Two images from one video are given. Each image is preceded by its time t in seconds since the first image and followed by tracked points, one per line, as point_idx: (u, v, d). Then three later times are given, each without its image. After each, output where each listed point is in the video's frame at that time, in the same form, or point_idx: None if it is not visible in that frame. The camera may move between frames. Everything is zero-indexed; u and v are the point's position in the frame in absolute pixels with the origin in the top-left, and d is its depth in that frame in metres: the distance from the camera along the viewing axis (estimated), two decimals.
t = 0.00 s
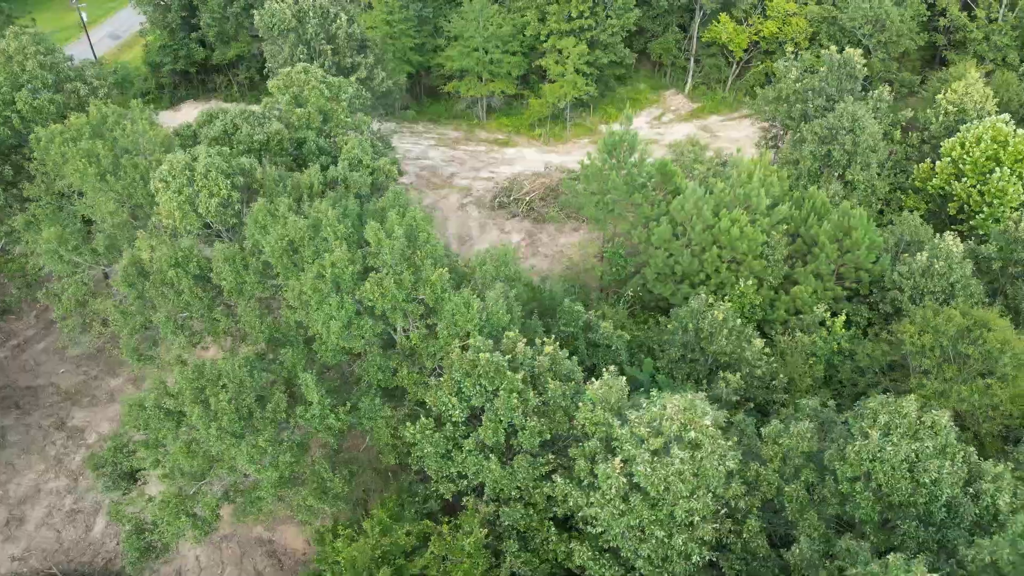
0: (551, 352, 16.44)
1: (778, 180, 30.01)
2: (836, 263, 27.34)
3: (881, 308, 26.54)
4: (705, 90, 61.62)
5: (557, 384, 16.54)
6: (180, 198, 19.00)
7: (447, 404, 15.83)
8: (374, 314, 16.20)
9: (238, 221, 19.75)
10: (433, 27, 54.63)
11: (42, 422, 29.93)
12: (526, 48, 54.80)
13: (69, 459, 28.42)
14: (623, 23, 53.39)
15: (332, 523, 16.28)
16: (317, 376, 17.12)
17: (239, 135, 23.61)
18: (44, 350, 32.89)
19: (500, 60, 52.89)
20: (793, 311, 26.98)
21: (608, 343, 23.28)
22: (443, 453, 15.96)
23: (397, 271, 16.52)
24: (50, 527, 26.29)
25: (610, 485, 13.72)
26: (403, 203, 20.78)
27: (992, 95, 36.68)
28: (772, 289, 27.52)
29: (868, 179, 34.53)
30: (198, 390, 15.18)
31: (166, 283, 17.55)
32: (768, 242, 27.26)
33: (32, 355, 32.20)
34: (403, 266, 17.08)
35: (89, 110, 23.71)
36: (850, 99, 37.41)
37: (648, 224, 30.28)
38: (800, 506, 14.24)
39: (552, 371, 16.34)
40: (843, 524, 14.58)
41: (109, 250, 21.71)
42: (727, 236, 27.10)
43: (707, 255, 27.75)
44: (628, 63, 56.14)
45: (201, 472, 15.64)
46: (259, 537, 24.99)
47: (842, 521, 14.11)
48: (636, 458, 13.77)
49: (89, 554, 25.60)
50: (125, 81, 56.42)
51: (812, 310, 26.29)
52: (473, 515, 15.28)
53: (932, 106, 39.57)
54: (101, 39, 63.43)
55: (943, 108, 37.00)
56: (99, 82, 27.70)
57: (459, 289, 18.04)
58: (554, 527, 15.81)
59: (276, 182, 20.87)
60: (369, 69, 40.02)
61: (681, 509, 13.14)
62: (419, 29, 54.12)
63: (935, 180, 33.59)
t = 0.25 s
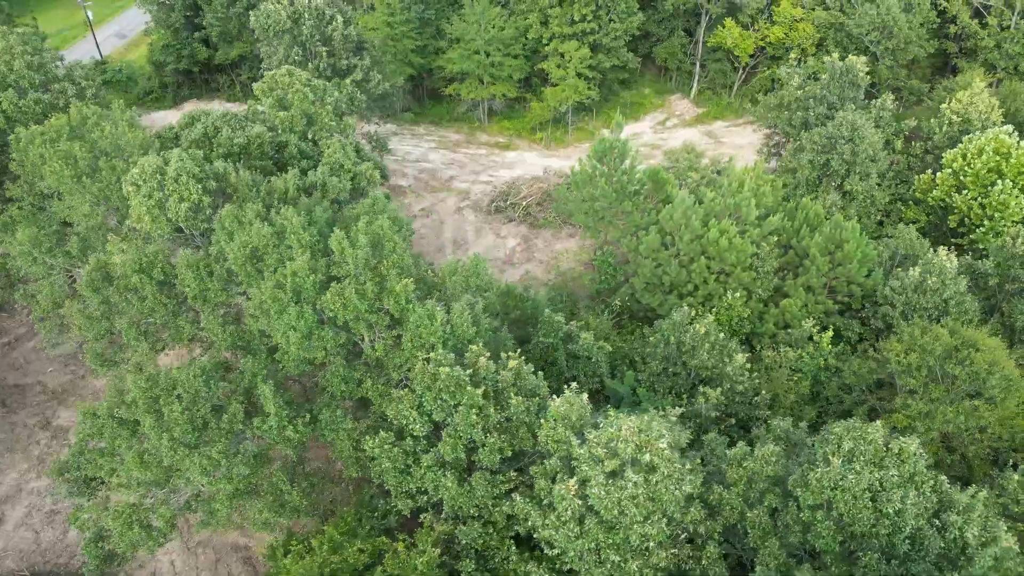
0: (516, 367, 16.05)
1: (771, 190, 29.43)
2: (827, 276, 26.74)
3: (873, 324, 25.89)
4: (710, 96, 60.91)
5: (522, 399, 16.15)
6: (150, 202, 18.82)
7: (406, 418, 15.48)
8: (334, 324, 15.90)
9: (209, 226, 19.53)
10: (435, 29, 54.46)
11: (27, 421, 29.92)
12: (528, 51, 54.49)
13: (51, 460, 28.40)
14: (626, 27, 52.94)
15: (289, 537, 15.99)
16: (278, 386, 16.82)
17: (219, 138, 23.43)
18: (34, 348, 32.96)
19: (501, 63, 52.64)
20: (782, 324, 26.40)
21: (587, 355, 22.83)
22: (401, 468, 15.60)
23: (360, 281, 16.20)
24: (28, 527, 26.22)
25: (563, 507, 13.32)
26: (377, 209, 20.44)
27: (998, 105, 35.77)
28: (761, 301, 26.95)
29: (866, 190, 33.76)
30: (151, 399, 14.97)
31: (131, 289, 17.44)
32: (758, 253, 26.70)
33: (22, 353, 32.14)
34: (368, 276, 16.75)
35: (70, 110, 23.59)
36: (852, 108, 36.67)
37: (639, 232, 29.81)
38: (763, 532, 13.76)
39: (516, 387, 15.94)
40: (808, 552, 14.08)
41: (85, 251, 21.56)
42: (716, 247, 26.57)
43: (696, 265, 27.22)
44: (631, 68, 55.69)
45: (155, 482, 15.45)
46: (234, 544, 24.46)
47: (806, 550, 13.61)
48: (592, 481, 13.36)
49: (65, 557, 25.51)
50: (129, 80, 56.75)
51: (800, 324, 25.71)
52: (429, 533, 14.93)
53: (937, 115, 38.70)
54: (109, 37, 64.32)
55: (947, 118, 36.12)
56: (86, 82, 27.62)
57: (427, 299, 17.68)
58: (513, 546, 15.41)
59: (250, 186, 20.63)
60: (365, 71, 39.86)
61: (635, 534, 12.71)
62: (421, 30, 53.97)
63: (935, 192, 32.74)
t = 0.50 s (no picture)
0: (472, 384, 15.60)
1: (762, 202, 28.79)
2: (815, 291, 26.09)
3: (861, 341, 25.17)
4: (716, 102, 60.04)
5: (478, 417, 15.73)
6: (115, 206, 18.56)
7: (358, 435, 15.10)
8: (288, 335, 15.56)
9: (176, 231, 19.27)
10: (436, 31, 54.30)
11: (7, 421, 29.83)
12: (529, 55, 54.09)
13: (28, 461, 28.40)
14: (629, 32, 52.38)
15: (237, 552, 15.67)
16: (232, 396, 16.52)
17: (195, 141, 23.24)
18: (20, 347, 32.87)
19: (501, 67, 52.35)
20: (768, 340, 25.76)
21: (562, 368, 22.36)
22: (351, 485, 15.22)
23: (315, 291, 15.87)
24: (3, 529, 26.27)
25: (507, 534, 12.93)
26: (346, 217, 20.07)
27: (1004, 117, 34.68)
28: (747, 316, 26.36)
29: (863, 203, 32.90)
30: (98, 411, 14.90)
31: (89, 297, 17.49)
32: (744, 266, 26.10)
33: (8, 351, 31.25)
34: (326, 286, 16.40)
35: (48, 111, 23.52)
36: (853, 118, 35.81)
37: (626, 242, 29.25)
38: (715, 565, 13.32)
39: (471, 405, 15.50)
40: None
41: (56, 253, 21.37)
42: (701, 259, 26.00)
43: (682, 278, 26.62)
44: (634, 73, 55.16)
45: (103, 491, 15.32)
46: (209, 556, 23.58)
47: None
48: (536, 507, 12.89)
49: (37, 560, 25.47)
50: (134, 79, 57.24)
51: (786, 341, 25.09)
52: (374, 553, 14.54)
53: (942, 126, 37.66)
54: (117, 35, 64.70)
55: (951, 130, 35.08)
56: (71, 82, 27.57)
57: (388, 311, 17.29)
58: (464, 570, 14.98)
59: (219, 190, 20.33)
60: (360, 74, 39.68)
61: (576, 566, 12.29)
62: (423, 32, 53.82)
63: (935, 206, 31.76)
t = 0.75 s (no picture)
0: (431, 399, 15.20)
1: (754, 212, 28.22)
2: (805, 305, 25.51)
3: (850, 358, 24.51)
4: (722, 107, 59.21)
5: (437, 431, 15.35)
6: (85, 208, 18.44)
7: (313, 448, 14.79)
8: (247, 344, 15.30)
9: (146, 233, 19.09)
10: (439, 33, 54.15)
11: None
12: (532, 58, 53.74)
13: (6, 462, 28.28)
14: (633, 35, 51.86)
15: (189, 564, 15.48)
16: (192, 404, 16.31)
17: (176, 143, 23.10)
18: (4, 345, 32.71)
19: (503, 69, 52.10)
20: (756, 354, 25.20)
21: (539, 380, 21.94)
22: (305, 499, 14.91)
23: (275, 300, 15.58)
24: None
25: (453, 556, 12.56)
26: (319, 223, 19.74)
27: (1010, 128, 33.71)
28: (735, 328, 25.82)
29: (862, 214, 32.05)
30: (52, 417, 14.89)
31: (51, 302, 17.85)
32: (732, 278, 25.58)
33: None
34: (288, 294, 16.11)
35: (31, 110, 23.50)
36: (854, 126, 35.00)
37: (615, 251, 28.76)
38: None
39: (430, 420, 15.11)
40: None
41: (31, 253, 21.32)
42: (688, 270, 25.52)
43: (668, 289, 26.10)
44: (638, 77, 54.70)
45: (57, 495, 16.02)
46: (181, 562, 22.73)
47: None
48: (484, 529, 12.49)
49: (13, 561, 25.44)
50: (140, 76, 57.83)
51: (772, 355, 24.53)
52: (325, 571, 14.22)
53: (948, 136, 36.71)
54: (126, 34, 65.47)
55: (956, 140, 34.12)
56: (60, 81, 27.61)
57: (353, 321, 16.96)
58: None
59: (193, 193, 20.12)
60: (356, 75, 39.57)
61: None
62: (426, 34, 53.71)
63: (935, 219, 30.88)
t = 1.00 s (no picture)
0: (384, 414, 14.79)
1: (748, 224, 27.51)
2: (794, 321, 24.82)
3: (838, 377, 23.75)
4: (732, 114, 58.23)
5: (390, 446, 14.99)
6: (55, 210, 18.41)
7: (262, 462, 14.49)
8: (200, 353, 15.05)
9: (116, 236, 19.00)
10: (446, 35, 54.04)
11: None
12: (538, 61, 53.35)
13: None
14: (640, 40, 51.28)
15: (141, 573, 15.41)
16: (148, 411, 16.13)
17: (157, 144, 23.05)
18: None
19: (508, 72, 51.80)
20: (742, 372, 24.55)
21: (514, 392, 21.50)
22: (254, 514, 14.64)
23: (230, 308, 15.32)
24: None
25: None
26: (290, 229, 19.47)
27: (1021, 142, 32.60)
28: (722, 344, 25.19)
29: (863, 227, 31.07)
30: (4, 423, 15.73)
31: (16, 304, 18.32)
32: (720, 291, 24.90)
33: None
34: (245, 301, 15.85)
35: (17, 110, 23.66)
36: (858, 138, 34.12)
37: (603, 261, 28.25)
38: None
39: (382, 436, 14.73)
40: None
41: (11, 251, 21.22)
42: (674, 283, 24.96)
43: (655, 302, 25.52)
44: (645, 82, 54.08)
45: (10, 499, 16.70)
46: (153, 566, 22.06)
47: None
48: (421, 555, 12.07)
49: None
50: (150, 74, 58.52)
51: (758, 372, 23.89)
52: None
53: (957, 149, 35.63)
54: (140, 31, 66.22)
55: (964, 154, 33.07)
56: (52, 80, 27.71)
57: (313, 330, 16.61)
58: None
59: (166, 196, 19.99)
60: (355, 77, 39.46)
61: None
62: (432, 36, 53.58)
63: (938, 235, 29.89)
